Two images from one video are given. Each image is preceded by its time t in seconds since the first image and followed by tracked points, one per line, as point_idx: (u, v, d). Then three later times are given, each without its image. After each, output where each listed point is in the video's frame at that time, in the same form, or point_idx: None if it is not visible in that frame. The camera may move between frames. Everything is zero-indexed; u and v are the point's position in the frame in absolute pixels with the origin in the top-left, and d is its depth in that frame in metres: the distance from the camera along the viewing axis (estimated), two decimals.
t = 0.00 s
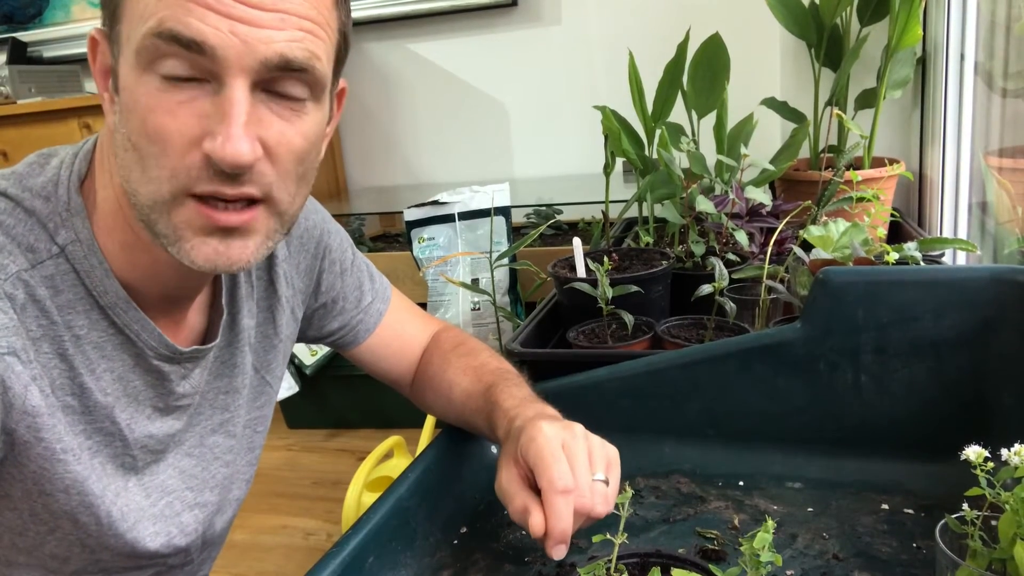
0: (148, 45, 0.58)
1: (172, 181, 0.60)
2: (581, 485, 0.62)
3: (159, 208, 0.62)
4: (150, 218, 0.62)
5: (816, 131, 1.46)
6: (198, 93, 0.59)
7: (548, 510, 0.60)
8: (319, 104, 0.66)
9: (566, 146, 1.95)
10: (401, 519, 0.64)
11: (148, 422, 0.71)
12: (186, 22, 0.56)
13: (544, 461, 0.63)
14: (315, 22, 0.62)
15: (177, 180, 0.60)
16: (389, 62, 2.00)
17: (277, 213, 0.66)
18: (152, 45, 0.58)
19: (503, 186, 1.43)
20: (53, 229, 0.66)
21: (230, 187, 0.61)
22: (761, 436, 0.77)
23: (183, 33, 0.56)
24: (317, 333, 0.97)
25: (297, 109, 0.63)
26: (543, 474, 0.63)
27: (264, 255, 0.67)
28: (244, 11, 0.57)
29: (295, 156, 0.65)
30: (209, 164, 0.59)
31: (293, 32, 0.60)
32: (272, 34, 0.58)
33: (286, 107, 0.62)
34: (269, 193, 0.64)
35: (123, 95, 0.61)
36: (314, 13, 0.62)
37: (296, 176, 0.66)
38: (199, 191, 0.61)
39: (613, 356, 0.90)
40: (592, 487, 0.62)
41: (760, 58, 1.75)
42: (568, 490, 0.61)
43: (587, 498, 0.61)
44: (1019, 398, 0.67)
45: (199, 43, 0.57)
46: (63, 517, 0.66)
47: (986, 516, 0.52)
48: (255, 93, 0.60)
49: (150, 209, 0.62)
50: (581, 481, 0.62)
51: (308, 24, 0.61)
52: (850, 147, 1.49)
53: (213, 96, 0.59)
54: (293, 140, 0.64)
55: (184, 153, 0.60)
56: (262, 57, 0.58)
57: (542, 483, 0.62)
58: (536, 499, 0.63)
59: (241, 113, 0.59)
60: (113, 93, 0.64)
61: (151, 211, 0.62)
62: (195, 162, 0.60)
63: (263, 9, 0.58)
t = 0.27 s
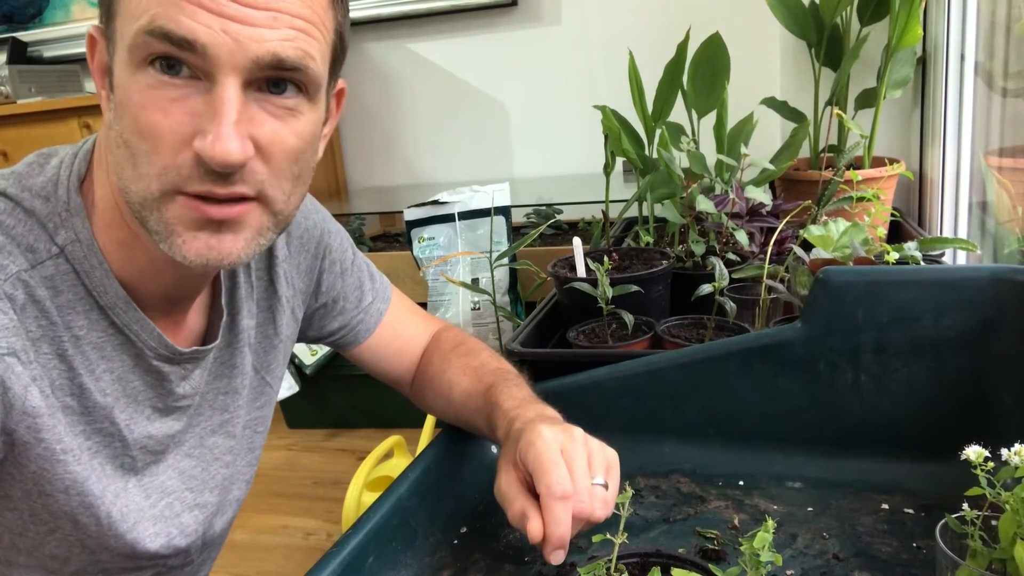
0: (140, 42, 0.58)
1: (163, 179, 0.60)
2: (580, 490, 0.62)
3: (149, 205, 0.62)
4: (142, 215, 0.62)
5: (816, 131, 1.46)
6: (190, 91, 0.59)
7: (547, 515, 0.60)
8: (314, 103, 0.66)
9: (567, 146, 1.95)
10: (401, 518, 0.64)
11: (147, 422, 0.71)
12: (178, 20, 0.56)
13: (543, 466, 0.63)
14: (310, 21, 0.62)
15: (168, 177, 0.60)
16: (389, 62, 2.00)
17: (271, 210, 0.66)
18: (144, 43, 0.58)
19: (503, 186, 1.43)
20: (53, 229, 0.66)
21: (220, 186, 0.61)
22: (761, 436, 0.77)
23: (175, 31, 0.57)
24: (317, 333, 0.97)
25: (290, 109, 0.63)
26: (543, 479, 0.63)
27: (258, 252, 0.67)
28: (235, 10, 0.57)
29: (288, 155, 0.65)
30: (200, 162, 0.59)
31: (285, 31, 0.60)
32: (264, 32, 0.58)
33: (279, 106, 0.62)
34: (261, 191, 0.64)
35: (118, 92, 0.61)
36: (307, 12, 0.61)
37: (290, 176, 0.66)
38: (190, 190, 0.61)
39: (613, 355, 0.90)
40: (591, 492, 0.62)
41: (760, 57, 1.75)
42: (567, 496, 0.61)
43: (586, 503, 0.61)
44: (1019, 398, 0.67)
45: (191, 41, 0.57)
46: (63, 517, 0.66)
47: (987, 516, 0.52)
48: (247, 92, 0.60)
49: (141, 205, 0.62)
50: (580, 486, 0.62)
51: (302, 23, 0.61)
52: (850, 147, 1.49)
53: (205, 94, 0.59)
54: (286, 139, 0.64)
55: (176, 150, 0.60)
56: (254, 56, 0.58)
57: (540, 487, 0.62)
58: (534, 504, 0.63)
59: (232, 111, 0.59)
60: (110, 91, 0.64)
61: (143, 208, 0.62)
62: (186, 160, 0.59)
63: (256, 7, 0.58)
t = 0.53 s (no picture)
0: (137, 42, 0.58)
1: (160, 179, 0.60)
2: (579, 491, 0.62)
3: (147, 205, 0.61)
4: (139, 215, 0.62)
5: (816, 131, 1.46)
6: (186, 91, 0.59)
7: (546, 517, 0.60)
8: (311, 102, 0.66)
9: (567, 146, 1.95)
10: (401, 518, 0.64)
11: (147, 422, 0.71)
12: (175, 19, 0.56)
13: (542, 467, 0.63)
14: (307, 20, 0.62)
15: (164, 177, 0.60)
16: (389, 62, 2.00)
17: (269, 211, 0.66)
18: (140, 42, 0.58)
19: (503, 186, 1.43)
20: (52, 229, 0.66)
21: (217, 186, 0.61)
22: (761, 436, 0.77)
23: (171, 30, 0.57)
24: (317, 333, 0.96)
25: (287, 108, 0.63)
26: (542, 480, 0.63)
27: (255, 252, 0.67)
28: (231, 9, 0.57)
29: (285, 154, 0.65)
30: (196, 161, 0.59)
31: (282, 30, 0.60)
32: (261, 32, 0.58)
33: (276, 105, 0.62)
34: (258, 190, 0.64)
35: (115, 92, 0.61)
36: (305, 11, 0.61)
37: (288, 175, 0.66)
38: (186, 190, 0.61)
39: (613, 355, 0.90)
40: (590, 493, 0.62)
41: (760, 57, 1.75)
42: (566, 497, 0.61)
43: (585, 504, 0.61)
44: (1019, 398, 0.67)
45: (187, 41, 0.57)
46: (62, 517, 0.66)
47: (987, 515, 0.52)
48: (243, 91, 0.60)
49: (139, 206, 0.62)
50: (579, 487, 0.62)
51: (299, 22, 0.61)
52: (850, 147, 1.49)
53: (201, 94, 0.59)
54: (283, 138, 0.64)
55: (172, 150, 0.59)
56: (250, 55, 0.58)
57: (540, 489, 0.62)
58: (534, 505, 0.63)
59: (228, 111, 0.59)
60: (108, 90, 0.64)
61: (140, 208, 0.62)
62: (183, 159, 0.59)
63: (252, 7, 0.58)
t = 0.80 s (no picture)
0: (139, 44, 0.58)
1: (161, 181, 0.60)
2: (578, 492, 0.62)
3: (148, 207, 0.62)
4: (141, 216, 0.62)
5: (816, 131, 1.46)
6: (189, 93, 0.59)
7: (546, 519, 0.60)
8: (313, 105, 0.66)
9: (566, 146, 1.95)
10: (401, 518, 0.64)
11: (147, 423, 0.71)
12: (178, 22, 0.56)
13: (541, 468, 0.63)
14: (309, 23, 0.62)
15: (167, 179, 0.60)
16: (389, 62, 2.00)
17: (269, 213, 0.66)
18: (143, 45, 0.58)
19: (503, 186, 1.43)
20: (53, 230, 0.66)
21: (219, 188, 0.61)
22: (760, 436, 0.77)
23: (174, 34, 0.57)
24: (318, 333, 0.96)
25: (289, 111, 0.63)
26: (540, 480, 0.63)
27: (255, 253, 0.67)
28: (234, 12, 0.57)
29: (287, 157, 0.65)
30: (198, 164, 0.59)
31: (285, 34, 0.60)
32: (264, 35, 0.59)
33: (278, 107, 0.62)
34: (259, 193, 0.64)
35: (117, 93, 0.61)
36: (308, 14, 0.62)
37: (288, 178, 0.66)
38: (188, 192, 0.61)
39: (613, 355, 0.90)
40: (589, 493, 0.62)
41: (760, 57, 1.75)
42: (565, 498, 0.61)
43: (585, 504, 0.61)
44: (1019, 398, 0.67)
45: (190, 44, 0.57)
46: (63, 517, 0.66)
47: (987, 515, 0.52)
48: (246, 95, 0.60)
49: (141, 207, 0.62)
50: (577, 488, 0.62)
51: (301, 25, 0.61)
52: (850, 147, 1.49)
53: (204, 96, 0.59)
54: (285, 141, 0.64)
55: (175, 152, 0.59)
56: (253, 58, 0.59)
57: (538, 490, 0.62)
58: (532, 506, 0.63)
59: (231, 114, 0.59)
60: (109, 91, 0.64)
61: (141, 210, 0.62)
62: (185, 162, 0.59)
63: (255, 10, 0.58)
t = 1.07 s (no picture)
0: (141, 47, 0.58)
1: (163, 183, 0.60)
2: (577, 493, 0.62)
3: (150, 208, 0.62)
4: (142, 218, 0.62)
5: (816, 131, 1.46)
6: (191, 96, 0.59)
7: (545, 520, 0.60)
8: (314, 107, 0.66)
9: (566, 146, 1.95)
10: (401, 519, 0.64)
11: (147, 423, 0.71)
12: (180, 25, 0.56)
13: (540, 469, 0.63)
14: (312, 26, 0.62)
15: (169, 181, 0.60)
16: (389, 62, 2.00)
17: (270, 215, 0.66)
18: (145, 48, 0.58)
19: (503, 186, 1.43)
20: (53, 230, 0.66)
21: (220, 192, 0.61)
22: (760, 436, 0.77)
23: (177, 36, 0.56)
24: (318, 333, 0.96)
25: (291, 113, 0.63)
26: (539, 481, 0.63)
27: (256, 255, 0.67)
28: (237, 15, 0.57)
29: (288, 159, 0.65)
30: (201, 166, 0.59)
31: (287, 36, 0.60)
32: (266, 38, 0.59)
33: (280, 110, 0.62)
34: (260, 196, 0.64)
35: (119, 95, 0.61)
36: (311, 17, 0.62)
37: (289, 180, 0.67)
38: (190, 195, 0.61)
39: (613, 355, 0.90)
40: (589, 494, 0.62)
41: (760, 57, 1.75)
42: (565, 499, 0.61)
43: (584, 505, 0.61)
44: (1019, 398, 0.67)
45: (193, 48, 0.57)
46: (63, 517, 0.66)
47: (987, 515, 0.52)
48: (248, 97, 0.60)
49: (142, 208, 0.62)
50: (576, 488, 0.62)
51: (303, 28, 0.61)
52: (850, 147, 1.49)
53: (206, 99, 0.59)
54: (287, 143, 0.64)
55: (177, 154, 0.60)
56: (255, 61, 0.59)
57: (537, 491, 0.62)
58: (532, 507, 0.63)
59: (233, 117, 0.59)
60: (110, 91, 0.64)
61: (143, 211, 0.62)
62: (187, 164, 0.60)
63: (258, 13, 0.58)
